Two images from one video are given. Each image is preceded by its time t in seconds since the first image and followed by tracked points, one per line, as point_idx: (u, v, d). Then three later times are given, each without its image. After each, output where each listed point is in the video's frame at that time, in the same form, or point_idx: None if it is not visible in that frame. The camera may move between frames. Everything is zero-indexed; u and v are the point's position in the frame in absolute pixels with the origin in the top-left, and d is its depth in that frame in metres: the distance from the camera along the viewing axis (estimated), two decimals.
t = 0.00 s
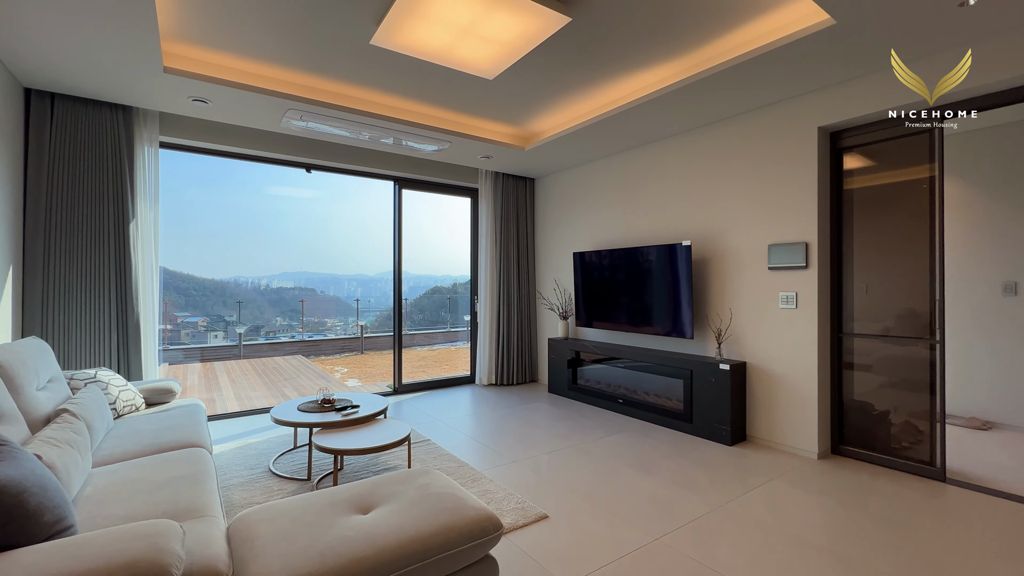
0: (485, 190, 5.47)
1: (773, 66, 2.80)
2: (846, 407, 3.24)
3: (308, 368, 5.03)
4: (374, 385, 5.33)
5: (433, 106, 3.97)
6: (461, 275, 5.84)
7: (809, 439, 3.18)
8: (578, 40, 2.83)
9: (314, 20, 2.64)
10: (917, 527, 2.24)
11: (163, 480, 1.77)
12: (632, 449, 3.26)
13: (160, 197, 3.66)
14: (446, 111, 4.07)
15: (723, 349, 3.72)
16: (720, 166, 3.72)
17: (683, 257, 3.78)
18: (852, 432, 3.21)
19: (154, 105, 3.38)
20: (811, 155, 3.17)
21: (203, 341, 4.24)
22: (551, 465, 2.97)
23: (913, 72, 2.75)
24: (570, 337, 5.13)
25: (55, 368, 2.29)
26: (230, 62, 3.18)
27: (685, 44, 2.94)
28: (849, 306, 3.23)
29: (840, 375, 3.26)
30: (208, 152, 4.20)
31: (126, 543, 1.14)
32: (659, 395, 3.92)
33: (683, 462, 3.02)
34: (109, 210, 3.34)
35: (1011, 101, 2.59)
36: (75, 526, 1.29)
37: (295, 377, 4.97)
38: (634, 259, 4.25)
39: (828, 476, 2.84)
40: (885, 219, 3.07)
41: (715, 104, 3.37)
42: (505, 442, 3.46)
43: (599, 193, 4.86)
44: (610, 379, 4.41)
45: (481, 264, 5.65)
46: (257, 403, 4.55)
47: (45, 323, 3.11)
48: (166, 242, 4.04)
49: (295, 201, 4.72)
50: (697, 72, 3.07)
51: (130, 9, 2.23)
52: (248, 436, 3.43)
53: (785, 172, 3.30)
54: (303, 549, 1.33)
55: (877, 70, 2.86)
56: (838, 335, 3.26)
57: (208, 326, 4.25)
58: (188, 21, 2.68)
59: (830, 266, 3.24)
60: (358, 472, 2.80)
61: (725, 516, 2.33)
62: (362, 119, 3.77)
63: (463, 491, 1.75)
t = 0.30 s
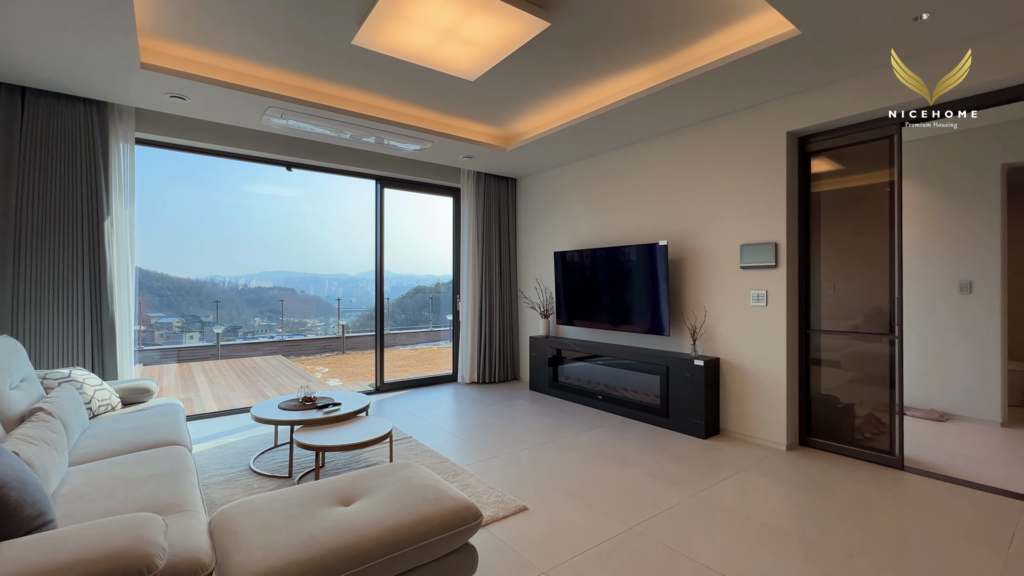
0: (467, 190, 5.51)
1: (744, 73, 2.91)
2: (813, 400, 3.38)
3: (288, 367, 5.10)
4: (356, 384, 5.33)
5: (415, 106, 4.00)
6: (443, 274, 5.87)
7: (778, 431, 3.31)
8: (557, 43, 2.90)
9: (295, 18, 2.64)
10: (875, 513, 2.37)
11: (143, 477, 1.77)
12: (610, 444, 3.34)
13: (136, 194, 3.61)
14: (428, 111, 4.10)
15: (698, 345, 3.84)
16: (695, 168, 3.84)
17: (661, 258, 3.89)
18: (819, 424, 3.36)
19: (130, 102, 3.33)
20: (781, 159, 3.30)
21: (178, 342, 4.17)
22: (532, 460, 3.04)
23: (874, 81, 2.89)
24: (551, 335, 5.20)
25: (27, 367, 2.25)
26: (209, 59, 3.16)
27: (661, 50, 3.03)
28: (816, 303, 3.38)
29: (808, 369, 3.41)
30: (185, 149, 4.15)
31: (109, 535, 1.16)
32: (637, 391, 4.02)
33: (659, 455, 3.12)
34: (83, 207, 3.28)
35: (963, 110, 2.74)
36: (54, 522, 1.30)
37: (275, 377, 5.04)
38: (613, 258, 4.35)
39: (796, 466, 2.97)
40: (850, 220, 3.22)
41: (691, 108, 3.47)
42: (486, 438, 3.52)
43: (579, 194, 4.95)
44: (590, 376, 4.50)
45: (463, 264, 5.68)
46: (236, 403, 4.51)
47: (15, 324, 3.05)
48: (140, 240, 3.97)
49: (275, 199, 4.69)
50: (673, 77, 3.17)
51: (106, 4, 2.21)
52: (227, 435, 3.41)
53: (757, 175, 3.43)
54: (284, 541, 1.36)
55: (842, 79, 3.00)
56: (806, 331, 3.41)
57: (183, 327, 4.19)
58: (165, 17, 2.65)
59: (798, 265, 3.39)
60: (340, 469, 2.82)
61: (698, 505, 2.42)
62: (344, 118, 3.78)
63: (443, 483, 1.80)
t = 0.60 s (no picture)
0: (452, 190, 5.54)
1: (721, 78, 3.01)
2: (787, 395, 3.51)
3: (271, 367, 5.08)
4: (340, 383, 5.34)
5: (400, 106, 4.02)
6: (427, 274, 5.89)
7: (754, 425, 3.43)
8: (541, 47, 2.95)
9: (280, 17, 2.65)
10: (842, 500, 2.49)
11: (127, 474, 1.78)
12: (592, 439, 3.42)
13: (116, 192, 3.56)
14: (413, 111, 4.13)
15: (677, 342, 3.94)
16: (675, 170, 3.94)
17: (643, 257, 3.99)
18: (792, 418, 3.48)
19: (110, 99, 3.30)
20: (756, 162, 3.42)
21: (156, 342, 4.13)
22: (515, 455, 3.10)
23: (844, 88, 3.02)
24: (535, 334, 5.27)
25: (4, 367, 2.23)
26: (191, 56, 3.14)
27: (641, 55, 3.11)
28: (789, 301, 3.50)
29: (782, 365, 3.53)
30: (166, 147, 4.10)
31: (98, 528, 1.18)
32: (618, 387, 4.11)
33: (639, 449, 3.20)
34: (60, 204, 3.22)
35: (926, 117, 2.88)
36: (39, 516, 1.31)
37: (257, 377, 4.97)
38: (596, 258, 4.43)
39: (770, 458, 3.08)
40: (821, 222, 3.35)
41: (671, 111, 3.57)
42: (470, 435, 3.56)
43: (563, 194, 5.02)
44: (573, 374, 4.57)
45: (447, 263, 5.71)
46: (218, 403, 4.47)
47: None
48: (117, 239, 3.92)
49: (257, 198, 4.66)
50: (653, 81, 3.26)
51: None
52: (210, 435, 3.39)
53: (733, 177, 3.54)
54: (272, 532, 1.39)
55: (814, 85, 3.12)
56: (780, 328, 3.53)
57: (160, 327, 4.15)
58: (147, 14, 2.64)
59: (772, 265, 3.51)
60: (325, 467, 2.84)
61: (675, 497, 2.50)
62: (329, 117, 3.78)
63: (427, 476, 1.84)
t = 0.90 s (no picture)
0: (439, 189, 5.55)
1: (702, 81, 3.09)
2: (766, 391, 3.61)
3: (256, 367, 5.16)
4: (327, 382, 5.34)
5: (387, 105, 4.04)
6: (414, 273, 5.90)
7: (734, 420, 3.52)
8: (527, 49, 3.00)
9: (266, 16, 2.65)
10: (817, 491, 2.58)
11: (112, 472, 1.78)
12: (577, 435, 3.48)
13: (97, 189, 3.52)
14: (400, 110, 4.14)
15: (660, 340, 4.03)
16: (658, 172, 4.02)
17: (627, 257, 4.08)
18: (771, 413, 3.58)
19: (90, 94, 3.25)
20: (737, 164, 3.50)
21: (136, 342, 4.07)
22: (501, 451, 3.14)
23: (821, 92, 3.11)
24: (522, 332, 5.32)
25: None
26: (175, 53, 3.12)
27: (625, 58, 3.18)
28: (768, 300, 3.61)
29: (761, 362, 3.63)
30: (148, 144, 4.06)
31: (84, 523, 1.20)
32: (603, 385, 4.17)
33: (623, 445, 3.28)
34: (39, 202, 3.17)
35: (898, 122, 2.99)
36: (23, 513, 1.31)
37: (242, 377, 5.02)
38: (581, 257, 4.49)
39: (749, 452, 3.17)
40: (798, 222, 3.45)
41: (654, 113, 3.64)
42: (457, 432, 3.60)
43: (549, 194, 5.08)
44: (559, 371, 4.63)
45: (434, 262, 5.72)
46: (201, 402, 4.44)
47: None
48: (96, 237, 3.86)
49: (242, 196, 4.63)
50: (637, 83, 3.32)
51: None
52: (194, 434, 3.37)
53: (715, 178, 3.63)
54: (260, 526, 1.42)
55: (792, 90, 3.21)
56: (759, 326, 3.63)
57: (140, 327, 4.09)
58: (129, 9, 2.62)
59: (752, 264, 3.61)
60: (311, 464, 2.85)
61: (657, 490, 2.57)
62: (315, 115, 3.78)
63: (413, 471, 1.88)
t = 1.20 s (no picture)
0: (427, 188, 5.54)
1: (688, 84, 3.13)
2: (749, 388, 3.68)
3: (243, 367, 5.06)
4: (314, 382, 5.30)
5: (374, 104, 4.03)
6: (402, 272, 5.88)
7: (718, 418, 3.58)
8: (514, 49, 3.01)
9: (252, 13, 2.63)
10: (797, 485, 2.64)
11: (93, 474, 1.76)
12: (564, 433, 3.51)
13: (76, 186, 3.46)
14: (388, 109, 4.14)
15: (646, 339, 4.08)
16: (644, 172, 4.06)
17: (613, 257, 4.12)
18: (753, 411, 3.65)
19: (71, 90, 3.20)
20: (721, 165, 3.56)
21: (118, 342, 4.02)
22: (488, 449, 3.16)
23: (802, 96, 3.18)
24: (510, 332, 5.34)
25: None
26: (158, 50, 3.08)
27: (612, 60, 3.21)
28: (751, 299, 3.68)
29: (744, 360, 3.70)
30: (131, 141, 4.00)
31: (64, 524, 1.19)
32: (590, 383, 4.21)
33: (609, 442, 3.31)
34: (16, 200, 3.11)
35: (875, 125, 3.07)
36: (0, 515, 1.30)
37: (227, 377, 4.92)
38: (569, 257, 4.52)
39: (732, 449, 3.23)
40: (780, 223, 3.53)
41: (641, 115, 3.68)
42: (444, 431, 3.60)
43: (537, 194, 5.10)
44: (546, 370, 4.66)
45: (422, 262, 5.71)
46: (185, 403, 4.40)
47: None
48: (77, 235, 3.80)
49: (227, 194, 4.58)
50: (622, 85, 3.37)
51: None
52: (178, 435, 3.34)
53: (699, 180, 3.69)
54: (244, 525, 1.42)
55: (774, 93, 3.28)
56: (743, 325, 3.70)
57: (121, 327, 4.03)
58: (111, 5, 2.58)
59: (735, 265, 3.67)
60: (297, 464, 2.84)
61: (642, 486, 2.61)
62: (302, 114, 3.76)
63: (398, 469, 1.89)
